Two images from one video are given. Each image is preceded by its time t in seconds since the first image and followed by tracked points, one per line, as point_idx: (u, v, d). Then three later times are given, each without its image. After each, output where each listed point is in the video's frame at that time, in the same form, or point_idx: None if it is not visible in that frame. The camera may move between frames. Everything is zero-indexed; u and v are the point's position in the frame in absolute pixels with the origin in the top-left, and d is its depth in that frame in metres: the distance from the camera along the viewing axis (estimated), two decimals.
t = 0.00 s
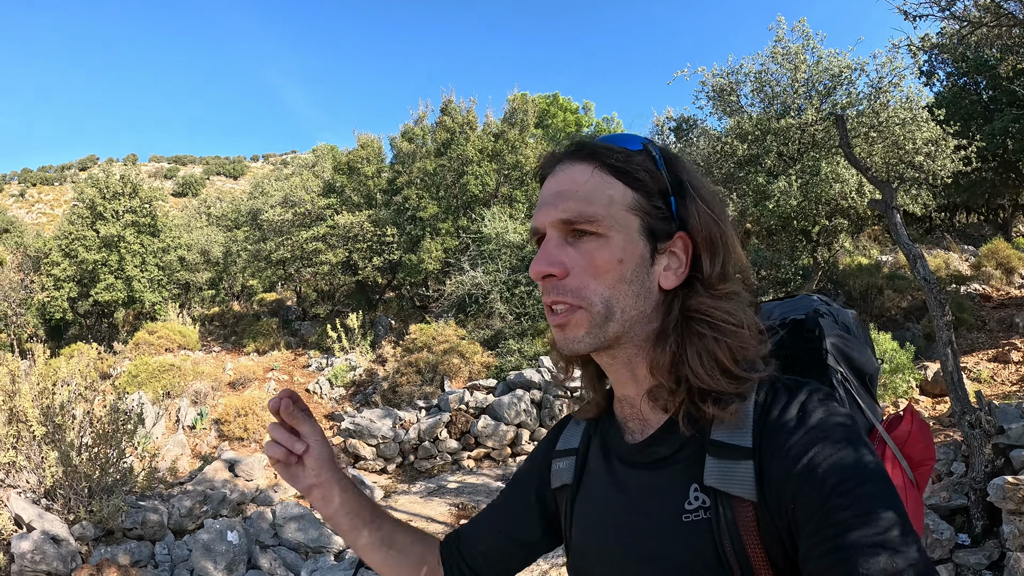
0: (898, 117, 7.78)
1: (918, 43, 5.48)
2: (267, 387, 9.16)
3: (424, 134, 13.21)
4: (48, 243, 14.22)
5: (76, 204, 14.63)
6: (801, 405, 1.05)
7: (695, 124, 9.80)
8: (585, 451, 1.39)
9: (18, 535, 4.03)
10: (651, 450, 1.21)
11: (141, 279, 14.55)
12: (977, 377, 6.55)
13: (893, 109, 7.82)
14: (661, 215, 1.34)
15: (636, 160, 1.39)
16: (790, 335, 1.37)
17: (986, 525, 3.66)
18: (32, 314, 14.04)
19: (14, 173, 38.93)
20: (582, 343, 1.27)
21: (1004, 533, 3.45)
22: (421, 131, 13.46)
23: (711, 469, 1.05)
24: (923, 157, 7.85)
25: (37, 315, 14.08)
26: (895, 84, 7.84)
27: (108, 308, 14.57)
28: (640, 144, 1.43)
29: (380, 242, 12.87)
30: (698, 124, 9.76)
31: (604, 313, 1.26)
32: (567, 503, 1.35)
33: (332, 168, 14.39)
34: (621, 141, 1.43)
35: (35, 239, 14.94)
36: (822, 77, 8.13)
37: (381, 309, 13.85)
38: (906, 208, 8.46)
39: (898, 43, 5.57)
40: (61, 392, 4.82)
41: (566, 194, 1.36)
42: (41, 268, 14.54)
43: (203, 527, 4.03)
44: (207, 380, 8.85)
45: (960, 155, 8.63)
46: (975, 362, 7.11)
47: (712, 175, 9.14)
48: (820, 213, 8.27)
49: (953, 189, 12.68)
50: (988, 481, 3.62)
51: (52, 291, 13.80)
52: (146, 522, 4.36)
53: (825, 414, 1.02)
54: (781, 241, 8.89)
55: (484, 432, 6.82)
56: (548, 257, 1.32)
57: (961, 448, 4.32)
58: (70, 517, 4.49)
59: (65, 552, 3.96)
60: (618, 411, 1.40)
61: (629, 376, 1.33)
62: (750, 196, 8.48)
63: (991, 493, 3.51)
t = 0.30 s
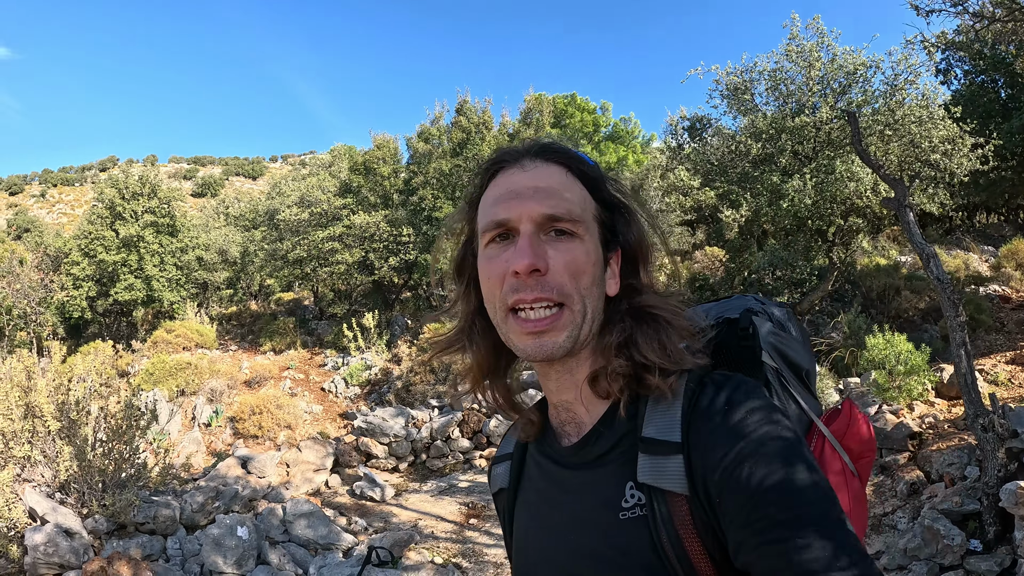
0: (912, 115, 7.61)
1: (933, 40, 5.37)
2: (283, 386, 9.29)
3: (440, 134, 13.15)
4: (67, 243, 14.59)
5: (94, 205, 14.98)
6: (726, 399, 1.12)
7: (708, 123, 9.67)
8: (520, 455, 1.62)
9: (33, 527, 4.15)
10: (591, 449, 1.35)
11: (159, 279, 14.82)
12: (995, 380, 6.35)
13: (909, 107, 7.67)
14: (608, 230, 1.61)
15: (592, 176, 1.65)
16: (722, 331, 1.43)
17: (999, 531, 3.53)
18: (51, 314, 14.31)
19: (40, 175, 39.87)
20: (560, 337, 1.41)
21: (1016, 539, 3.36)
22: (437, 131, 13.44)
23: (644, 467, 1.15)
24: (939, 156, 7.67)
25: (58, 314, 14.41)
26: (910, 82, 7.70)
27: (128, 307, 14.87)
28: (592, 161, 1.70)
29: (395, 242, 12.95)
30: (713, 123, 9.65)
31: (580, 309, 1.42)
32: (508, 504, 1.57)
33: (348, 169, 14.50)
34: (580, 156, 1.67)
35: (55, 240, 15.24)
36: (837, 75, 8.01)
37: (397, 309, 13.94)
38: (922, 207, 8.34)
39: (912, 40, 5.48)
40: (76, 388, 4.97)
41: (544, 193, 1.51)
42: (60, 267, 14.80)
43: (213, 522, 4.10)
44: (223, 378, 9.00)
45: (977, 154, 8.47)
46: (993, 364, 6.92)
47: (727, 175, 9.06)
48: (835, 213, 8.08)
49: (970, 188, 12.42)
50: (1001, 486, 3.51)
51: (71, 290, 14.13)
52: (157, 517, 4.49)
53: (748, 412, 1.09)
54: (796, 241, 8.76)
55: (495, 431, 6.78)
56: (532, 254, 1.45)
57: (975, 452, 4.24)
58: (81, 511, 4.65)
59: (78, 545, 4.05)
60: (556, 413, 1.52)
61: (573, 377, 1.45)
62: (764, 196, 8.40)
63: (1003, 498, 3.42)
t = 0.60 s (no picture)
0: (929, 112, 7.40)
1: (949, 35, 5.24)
2: (300, 383, 9.43)
3: (458, 134, 13.18)
4: (90, 242, 15.01)
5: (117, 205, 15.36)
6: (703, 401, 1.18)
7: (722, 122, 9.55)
8: (499, 456, 1.59)
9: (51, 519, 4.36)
10: (570, 451, 1.36)
11: (180, 278, 15.15)
12: (1012, 382, 6.15)
13: (926, 104, 7.45)
14: (590, 232, 1.64)
15: (578, 180, 1.67)
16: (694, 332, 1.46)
17: (1009, 537, 3.46)
18: (74, 311, 14.68)
19: (66, 175, 40.92)
20: (541, 338, 1.43)
21: None
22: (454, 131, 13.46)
23: (626, 463, 1.18)
24: (956, 154, 7.56)
25: (79, 312, 14.81)
26: (928, 78, 7.51)
27: (149, 305, 15.23)
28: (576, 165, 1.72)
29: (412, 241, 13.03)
30: (727, 121, 9.53)
31: (563, 311, 1.44)
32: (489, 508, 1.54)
33: (365, 169, 14.63)
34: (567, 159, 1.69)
35: (79, 240, 15.65)
36: (853, 72, 7.86)
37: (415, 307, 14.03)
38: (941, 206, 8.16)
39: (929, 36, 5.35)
40: (95, 384, 5.14)
41: (529, 194, 1.52)
42: (82, 265, 15.14)
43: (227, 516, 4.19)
44: (242, 375, 9.19)
45: (996, 151, 8.28)
46: (1012, 367, 6.72)
47: (743, 173, 8.92)
48: (851, 212, 7.96)
49: (991, 187, 12.10)
50: (1012, 491, 3.46)
51: (93, 289, 14.53)
52: (172, 510, 4.62)
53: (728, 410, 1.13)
54: (813, 240, 8.64)
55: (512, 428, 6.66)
56: (518, 255, 1.46)
57: (989, 456, 4.16)
58: (99, 504, 4.82)
59: (94, 537, 4.20)
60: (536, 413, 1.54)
61: (555, 377, 1.48)
62: (778, 195, 8.29)
63: (1014, 504, 3.37)
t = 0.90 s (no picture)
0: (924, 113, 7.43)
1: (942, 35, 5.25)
2: (300, 384, 9.47)
3: (458, 135, 13.20)
4: (92, 244, 15.11)
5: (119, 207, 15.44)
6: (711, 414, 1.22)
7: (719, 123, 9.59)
8: (503, 455, 1.59)
9: (52, 519, 4.39)
10: (573, 454, 1.39)
11: (182, 279, 15.22)
12: (1009, 382, 6.17)
13: (921, 105, 7.47)
14: (596, 231, 1.58)
15: (575, 174, 1.60)
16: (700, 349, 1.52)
17: (998, 539, 3.48)
18: (76, 312, 14.76)
19: (68, 177, 41.12)
20: (525, 347, 1.45)
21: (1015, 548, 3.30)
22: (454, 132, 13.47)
23: (630, 467, 1.22)
24: (953, 154, 7.55)
25: (82, 313, 14.89)
26: (923, 78, 7.51)
27: (150, 306, 15.31)
28: (578, 159, 1.64)
29: (412, 242, 13.06)
30: (724, 122, 9.56)
31: (547, 319, 1.45)
32: (490, 507, 1.52)
33: (366, 170, 14.68)
34: (564, 155, 1.63)
35: (81, 241, 15.73)
36: (849, 73, 7.87)
37: (416, 308, 14.06)
38: (937, 207, 8.12)
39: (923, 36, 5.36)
40: (96, 386, 5.19)
41: (511, 203, 1.52)
42: (84, 267, 15.22)
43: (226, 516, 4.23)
44: (242, 377, 9.24)
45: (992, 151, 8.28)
46: (1008, 367, 6.73)
47: (739, 175, 8.92)
48: (847, 213, 7.99)
49: (989, 186, 12.09)
50: (1001, 493, 3.47)
51: (95, 290, 14.62)
52: (172, 510, 4.67)
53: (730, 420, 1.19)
54: (810, 241, 8.65)
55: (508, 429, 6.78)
56: (498, 265, 1.49)
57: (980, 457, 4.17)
58: (99, 504, 4.86)
59: (94, 537, 4.24)
60: (541, 415, 1.57)
61: (559, 380, 1.51)
62: (775, 196, 8.31)
63: (1002, 506, 3.37)
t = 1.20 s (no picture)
0: (921, 114, 7.47)
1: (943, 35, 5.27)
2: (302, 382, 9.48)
3: (458, 134, 13.19)
4: (92, 243, 15.12)
5: (119, 205, 15.44)
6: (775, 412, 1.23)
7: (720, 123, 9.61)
8: (553, 434, 1.59)
9: (56, 516, 4.39)
10: (621, 441, 1.41)
11: (182, 278, 15.23)
12: (1009, 381, 6.19)
13: (922, 105, 7.51)
14: (659, 207, 1.55)
15: (635, 145, 1.59)
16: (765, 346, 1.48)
17: (999, 535, 3.50)
18: (76, 311, 14.76)
19: (68, 176, 41.14)
20: (565, 319, 1.47)
21: (1017, 543, 3.32)
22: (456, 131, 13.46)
23: (681, 460, 1.23)
24: (953, 153, 7.56)
25: (82, 312, 14.89)
26: (924, 78, 7.53)
27: (151, 305, 15.32)
28: (643, 130, 1.63)
29: (413, 241, 13.05)
30: (725, 122, 9.58)
31: (587, 294, 1.45)
32: (533, 483, 1.54)
33: (367, 169, 14.68)
34: (625, 127, 1.63)
35: (80, 240, 15.74)
36: (850, 72, 7.89)
37: (416, 307, 14.06)
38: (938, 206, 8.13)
39: (925, 36, 5.37)
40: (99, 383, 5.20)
41: (565, 171, 1.54)
42: (84, 266, 15.23)
43: (229, 512, 4.25)
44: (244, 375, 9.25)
45: (992, 151, 8.29)
46: (1008, 366, 6.75)
47: (740, 174, 8.81)
48: (847, 212, 8.02)
49: (989, 185, 12.09)
50: (1002, 488, 3.49)
51: (96, 289, 14.63)
52: (175, 507, 4.68)
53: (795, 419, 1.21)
54: (810, 240, 8.67)
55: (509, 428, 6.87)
56: (545, 233, 1.51)
57: (981, 454, 4.19)
58: (103, 501, 4.88)
59: (98, 533, 4.26)
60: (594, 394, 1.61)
61: (613, 360, 1.54)
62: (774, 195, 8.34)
63: (1003, 501, 3.38)
